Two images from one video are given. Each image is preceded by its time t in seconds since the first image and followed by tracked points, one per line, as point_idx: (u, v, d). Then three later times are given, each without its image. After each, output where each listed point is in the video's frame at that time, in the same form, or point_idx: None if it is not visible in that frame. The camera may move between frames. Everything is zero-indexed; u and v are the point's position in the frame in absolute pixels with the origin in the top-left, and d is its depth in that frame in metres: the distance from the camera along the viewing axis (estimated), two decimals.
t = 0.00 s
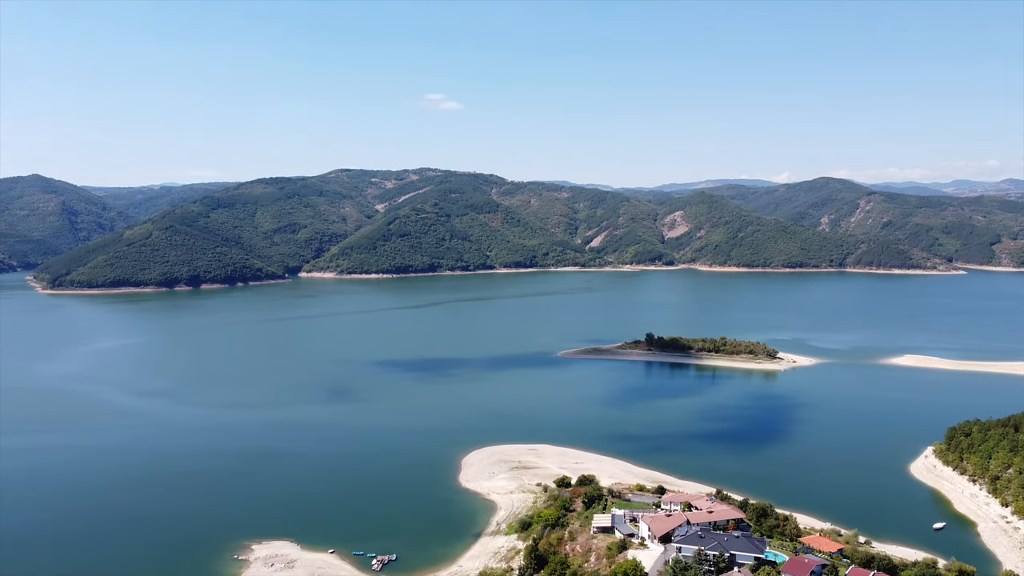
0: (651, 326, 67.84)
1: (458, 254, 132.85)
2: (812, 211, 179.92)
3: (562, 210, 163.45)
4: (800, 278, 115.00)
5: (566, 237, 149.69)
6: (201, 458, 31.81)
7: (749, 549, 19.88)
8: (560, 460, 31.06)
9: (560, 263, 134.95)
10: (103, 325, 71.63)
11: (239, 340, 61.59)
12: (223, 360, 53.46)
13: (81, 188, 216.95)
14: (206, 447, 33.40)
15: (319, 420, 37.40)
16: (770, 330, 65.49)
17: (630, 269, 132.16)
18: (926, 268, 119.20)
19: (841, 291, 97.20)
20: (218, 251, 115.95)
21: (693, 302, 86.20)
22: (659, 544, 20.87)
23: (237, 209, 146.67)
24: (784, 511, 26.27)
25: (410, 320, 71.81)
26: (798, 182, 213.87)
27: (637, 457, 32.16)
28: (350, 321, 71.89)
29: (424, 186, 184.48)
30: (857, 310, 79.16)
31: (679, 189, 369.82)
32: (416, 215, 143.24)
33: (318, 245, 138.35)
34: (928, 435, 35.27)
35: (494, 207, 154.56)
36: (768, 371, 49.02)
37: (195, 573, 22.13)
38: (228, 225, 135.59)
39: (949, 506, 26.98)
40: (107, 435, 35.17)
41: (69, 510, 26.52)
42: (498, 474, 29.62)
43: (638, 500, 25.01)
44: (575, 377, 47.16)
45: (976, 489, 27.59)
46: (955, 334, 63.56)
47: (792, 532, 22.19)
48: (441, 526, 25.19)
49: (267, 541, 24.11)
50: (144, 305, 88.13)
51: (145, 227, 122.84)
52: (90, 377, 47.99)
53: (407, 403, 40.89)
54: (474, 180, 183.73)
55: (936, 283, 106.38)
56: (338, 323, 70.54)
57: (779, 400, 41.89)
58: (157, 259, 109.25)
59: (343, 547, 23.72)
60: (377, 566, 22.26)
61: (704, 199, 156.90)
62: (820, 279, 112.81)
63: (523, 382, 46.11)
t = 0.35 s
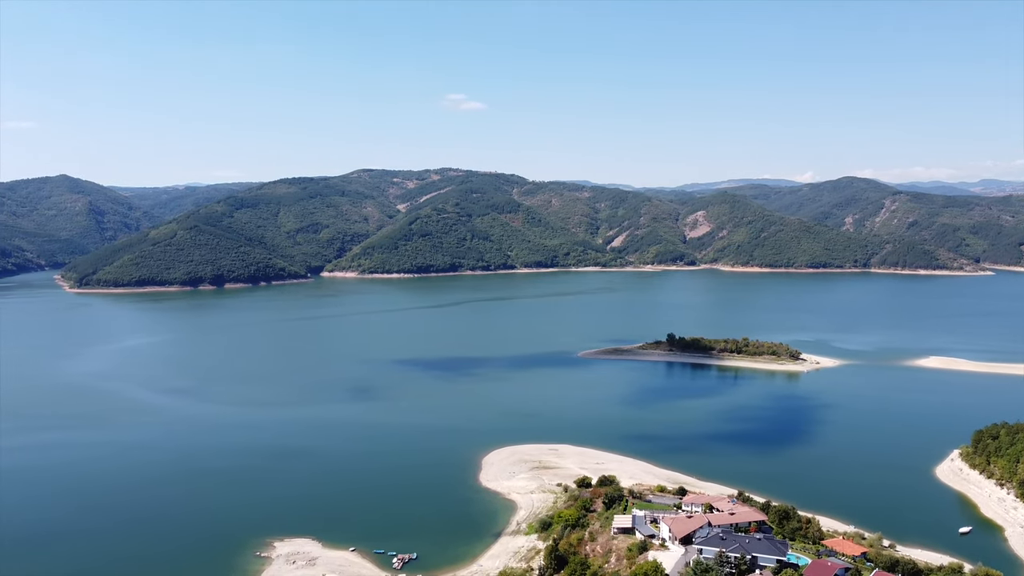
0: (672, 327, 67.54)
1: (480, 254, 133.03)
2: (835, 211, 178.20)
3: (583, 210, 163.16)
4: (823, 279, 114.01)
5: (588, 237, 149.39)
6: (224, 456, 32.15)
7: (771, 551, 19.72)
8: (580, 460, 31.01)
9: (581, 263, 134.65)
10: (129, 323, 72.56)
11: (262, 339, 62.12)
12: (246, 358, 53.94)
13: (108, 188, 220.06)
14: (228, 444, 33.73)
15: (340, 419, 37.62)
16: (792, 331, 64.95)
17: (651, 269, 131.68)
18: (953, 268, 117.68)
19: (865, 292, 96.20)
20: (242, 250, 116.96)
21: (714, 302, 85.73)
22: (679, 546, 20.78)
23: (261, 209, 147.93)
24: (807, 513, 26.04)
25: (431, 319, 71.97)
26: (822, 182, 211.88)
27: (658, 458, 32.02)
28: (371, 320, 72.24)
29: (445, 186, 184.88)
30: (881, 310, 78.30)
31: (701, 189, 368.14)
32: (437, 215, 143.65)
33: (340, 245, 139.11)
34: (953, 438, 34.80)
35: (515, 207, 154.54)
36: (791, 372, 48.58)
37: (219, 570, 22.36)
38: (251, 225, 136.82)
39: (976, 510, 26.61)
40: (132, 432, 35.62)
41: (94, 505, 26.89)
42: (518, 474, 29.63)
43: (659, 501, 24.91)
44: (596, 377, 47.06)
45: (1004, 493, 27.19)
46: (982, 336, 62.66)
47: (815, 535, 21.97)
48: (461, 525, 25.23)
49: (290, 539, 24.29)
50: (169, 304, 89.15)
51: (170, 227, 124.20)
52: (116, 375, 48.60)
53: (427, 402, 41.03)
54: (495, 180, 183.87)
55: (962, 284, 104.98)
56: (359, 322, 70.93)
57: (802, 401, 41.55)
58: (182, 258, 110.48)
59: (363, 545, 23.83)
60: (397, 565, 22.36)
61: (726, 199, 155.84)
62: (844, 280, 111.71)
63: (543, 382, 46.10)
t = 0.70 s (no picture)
0: (697, 327, 67.15)
1: (504, 254, 133.07)
2: (864, 211, 176.00)
3: (607, 210, 162.61)
4: (850, 279, 112.68)
5: (612, 237, 148.88)
6: (251, 453, 32.48)
7: (796, 555, 19.53)
8: (604, 461, 30.92)
9: (605, 263, 134.22)
10: (158, 322, 73.52)
11: (288, 337, 62.65)
12: (272, 357, 54.41)
13: (137, 188, 223.16)
14: (253, 442, 34.04)
15: (364, 418, 37.82)
16: (819, 332, 64.28)
17: (676, 269, 130.97)
18: (984, 269, 115.77)
19: (894, 293, 94.93)
20: (268, 250, 118.01)
21: (740, 302, 85.11)
22: (704, 548, 20.65)
23: (287, 209, 149.23)
24: (833, 517, 25.71)
25: (455, 319, 72.11)
26: (850, 181, 209.36)
27: (682, 459, 31.82)
28: (396, 319, 72.55)
29: (469, 186, 185.17)
30: (910, 312, 77.23)
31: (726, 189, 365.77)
32: (461, 215, 143.97)
33: (365, 244, 139.89)
34: (984, 441, 34.22)
35: (539, 206, 154.38)
36: (817, 374, 48.05)
37: (245, 567, 22.59)
38: (278, 225, 138.04)
39: (1007, 516, 26.11)
40: (161, 430, 36.11)
41: (123, 501, 27.28)
42: (542, 474, 29.61)
43: (683, 502, 24.77)
44: (619, 377, 46.92)
45: None
46: (1014, 338, 61.56)
47: (842, 538, 21.70)
48: (485, 524, 25.26)
49: (315, 536, 24.50)
50: (197, 303, 90.21)
51: (198, 226, 125.73)
52: (145, 373, 49.30)
53: (451, 402, 41.11)
54: (519, 180, 183.85)
55: (994, 285, 103.15)
56: (384, 322, 71.30)
57: (828, 403, 41.09)
58: (209, 257, 111.77)
59: (387, 544, 23.95)
60: (421, 563, 22.45)
61: (752, 198, 154.51)
62: (872, 281, 110.29)
63: (566, 382, 46.02)
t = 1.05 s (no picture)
0: (721, 328, 66.74)
1: (527, 254, 133.02)
2: (892, 211, 173.76)
3: (631, 209, 162.00)
4: (878, 280, 111.29)
5: (636, 237, 148.30)
6: (276, 451, 32.79)
7: (822, 558, 19.34)
8: (627, 461, 30.81)
9: (629, 263, 133.78)
10: (186, 320, 74.45)
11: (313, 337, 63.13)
12: (296, 356, 54.87)
13: (166, 188, 226.11)
14: (278, 440, 34.37)
15: (388, 417, 38.00)
16: (846, 333, 63.60)
17: (700, 269, 130.23)
18: (1016, 270, 113.84)
19: (923, 294, 93.67)
20: (293, 249, 118.97)
21: (765, 303, 84.46)
22: (728, 550, 20.51)
23: (312, 209, 150.41)
24: (860, 520, 25.39)
25: (478, 319, 72.19)
26: (878, 181, 206.76)
27: (707, 460, 31.61)
28: (420, 319, 72.82)
29: (493, 186, 185.36)
30: (939, 313, 76.15)
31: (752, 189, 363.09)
32: (485, 215, 144.21)
33: (389, 244, 140.58)
34: (1015, 445, 33.64)
35: (563, 206, 154.17)
36: (844, 375, 47.52)
37: (270, 563, 22.80)
38: (303, 225, 139.18)
39: None
40: (188, 427, 36.57)
41: (151, 498, 27.66)
42: (565, 474, 29.58)
43: (708, 504, 24.62)
44: (643, 378, 46.71)
45: None
46: None
47: (869, 542, 21.45)
48: (508, 524, 25.26)
49: (338, 534, 24.66)
50: (224, 301, 91.24)
51: (225, 226, 127.19)
52: (172, 371, 49.93)
53: (474, 401, 41.19)
54: (543, 180, 183.71)
55: None
56: (408, 321, 71.61)
57: (855, 404, 40.63)
58: (236, 257, 112.96)
59: (411, 542, 24.05)
60: (444, 562, 22.51)
61: (779, 198, 153.11)
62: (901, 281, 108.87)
63: (590, 382, 45.91)
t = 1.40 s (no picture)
0: (750, 328, 66.18)
1: (554, 253, 132.87)
2: (926, 211, 170.96)
3: (659, 209, 161.13)
4: (911, 281, 109.57)
5: (664, 237, 147.45)
6: (305, 448, 33.18)
7: (851, 563, 19.11)
8: (654, 462, 30.67)
9: (657, 263, 133.07)
10: (217, 319, 75.46)
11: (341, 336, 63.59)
12: (324, 354, 55.33)
13: (198, 189, 229.32)
14: (307, 438, 34.70)
15: (415, 415, 38.20)
16: (878, 335, 62.64)
17: (729, 270, 129.17)
18: None
19: (957, 295, 92.10)
20: (322, 249, 119.97)
21: (794, 304, 83.62)
22: (756, 553, 20.32)
23: (340, 209, 151.61)
24: (891, 524, 25.00)
25: (505, 319, 72.20)
26: (911, 180, 203.52)
27: (734, 461, 31.37)
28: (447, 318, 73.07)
29: (521, 186, 185.35)
30: (974, 314, 74.81)
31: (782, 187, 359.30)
32: (512, 215, 144.31)
33: (417, 244, 141.17)
34: None
35: (591, 206, 153.70)
36: (875, 377, 46.86)
37: (298, 560, 23.01)
38: (331, 225, 140.35)
39: None
40: (219, 424, 37.14)
41: (183, 494, 28.08)
42: (591, 474, 29.52)
43: (736, 507, 24.42)
44: (670, 378, 46.45)
45: None
46: None
47: (900, 547, 21.12)
48: (534, 524, 25.29)
49: (365, 531, 24.85)
50: (254, 300, 92.25)
51: (256, 225, 128.65)
52: (203, 368, 50.63)
53: (501, 400, 41.27)
54: (570, 180, 183.43)
55: None
56: (435, 321, 71.92)
57: (886, 406, 40.09)
58: (265, 256, 114.22)
59: (437, 541, 24.17)
60: (470, 561, 22.61)
61: (809, 198, 151.25)
62: (934, 282, 107.09)
63: (616, 382, 45.78)
